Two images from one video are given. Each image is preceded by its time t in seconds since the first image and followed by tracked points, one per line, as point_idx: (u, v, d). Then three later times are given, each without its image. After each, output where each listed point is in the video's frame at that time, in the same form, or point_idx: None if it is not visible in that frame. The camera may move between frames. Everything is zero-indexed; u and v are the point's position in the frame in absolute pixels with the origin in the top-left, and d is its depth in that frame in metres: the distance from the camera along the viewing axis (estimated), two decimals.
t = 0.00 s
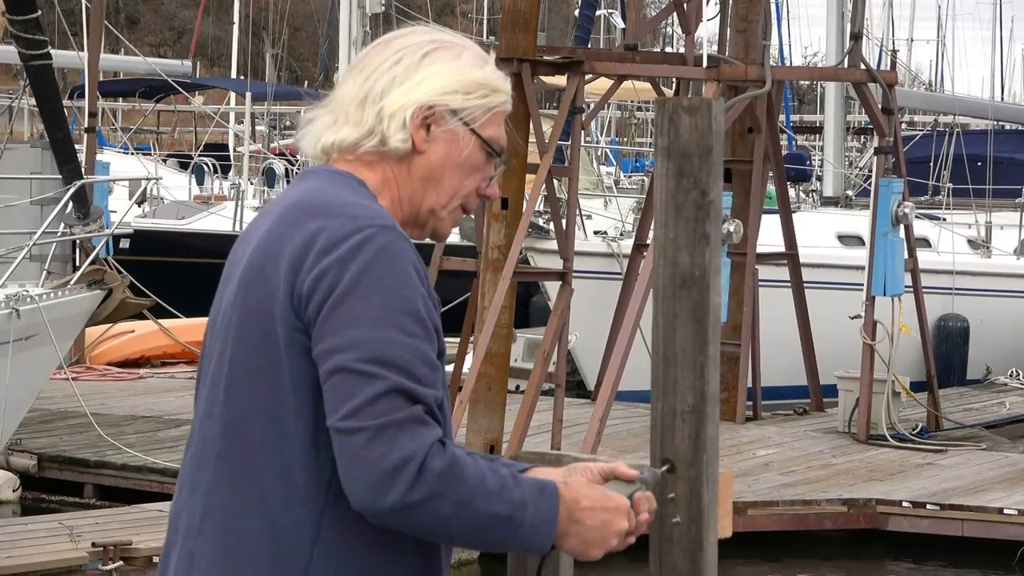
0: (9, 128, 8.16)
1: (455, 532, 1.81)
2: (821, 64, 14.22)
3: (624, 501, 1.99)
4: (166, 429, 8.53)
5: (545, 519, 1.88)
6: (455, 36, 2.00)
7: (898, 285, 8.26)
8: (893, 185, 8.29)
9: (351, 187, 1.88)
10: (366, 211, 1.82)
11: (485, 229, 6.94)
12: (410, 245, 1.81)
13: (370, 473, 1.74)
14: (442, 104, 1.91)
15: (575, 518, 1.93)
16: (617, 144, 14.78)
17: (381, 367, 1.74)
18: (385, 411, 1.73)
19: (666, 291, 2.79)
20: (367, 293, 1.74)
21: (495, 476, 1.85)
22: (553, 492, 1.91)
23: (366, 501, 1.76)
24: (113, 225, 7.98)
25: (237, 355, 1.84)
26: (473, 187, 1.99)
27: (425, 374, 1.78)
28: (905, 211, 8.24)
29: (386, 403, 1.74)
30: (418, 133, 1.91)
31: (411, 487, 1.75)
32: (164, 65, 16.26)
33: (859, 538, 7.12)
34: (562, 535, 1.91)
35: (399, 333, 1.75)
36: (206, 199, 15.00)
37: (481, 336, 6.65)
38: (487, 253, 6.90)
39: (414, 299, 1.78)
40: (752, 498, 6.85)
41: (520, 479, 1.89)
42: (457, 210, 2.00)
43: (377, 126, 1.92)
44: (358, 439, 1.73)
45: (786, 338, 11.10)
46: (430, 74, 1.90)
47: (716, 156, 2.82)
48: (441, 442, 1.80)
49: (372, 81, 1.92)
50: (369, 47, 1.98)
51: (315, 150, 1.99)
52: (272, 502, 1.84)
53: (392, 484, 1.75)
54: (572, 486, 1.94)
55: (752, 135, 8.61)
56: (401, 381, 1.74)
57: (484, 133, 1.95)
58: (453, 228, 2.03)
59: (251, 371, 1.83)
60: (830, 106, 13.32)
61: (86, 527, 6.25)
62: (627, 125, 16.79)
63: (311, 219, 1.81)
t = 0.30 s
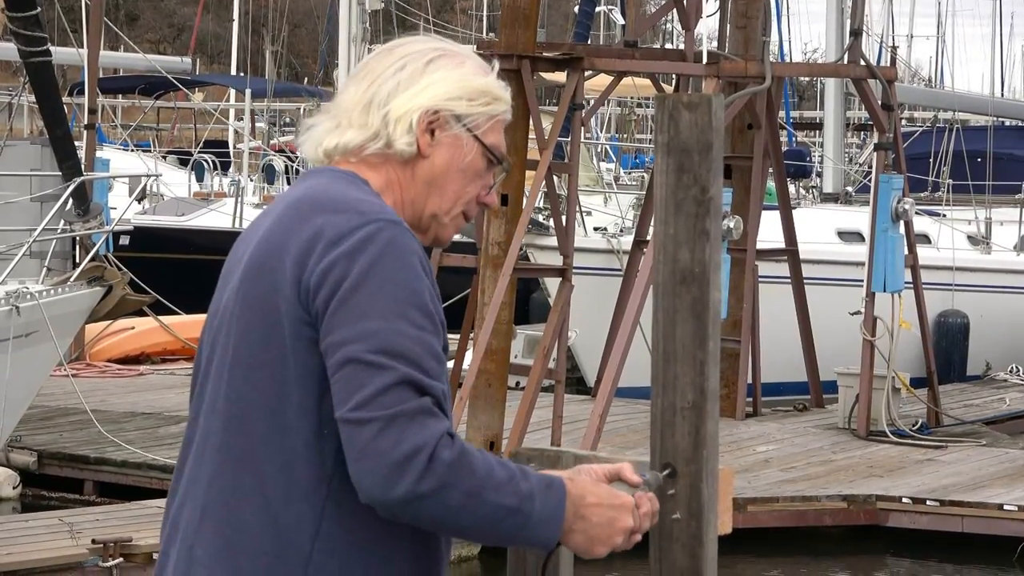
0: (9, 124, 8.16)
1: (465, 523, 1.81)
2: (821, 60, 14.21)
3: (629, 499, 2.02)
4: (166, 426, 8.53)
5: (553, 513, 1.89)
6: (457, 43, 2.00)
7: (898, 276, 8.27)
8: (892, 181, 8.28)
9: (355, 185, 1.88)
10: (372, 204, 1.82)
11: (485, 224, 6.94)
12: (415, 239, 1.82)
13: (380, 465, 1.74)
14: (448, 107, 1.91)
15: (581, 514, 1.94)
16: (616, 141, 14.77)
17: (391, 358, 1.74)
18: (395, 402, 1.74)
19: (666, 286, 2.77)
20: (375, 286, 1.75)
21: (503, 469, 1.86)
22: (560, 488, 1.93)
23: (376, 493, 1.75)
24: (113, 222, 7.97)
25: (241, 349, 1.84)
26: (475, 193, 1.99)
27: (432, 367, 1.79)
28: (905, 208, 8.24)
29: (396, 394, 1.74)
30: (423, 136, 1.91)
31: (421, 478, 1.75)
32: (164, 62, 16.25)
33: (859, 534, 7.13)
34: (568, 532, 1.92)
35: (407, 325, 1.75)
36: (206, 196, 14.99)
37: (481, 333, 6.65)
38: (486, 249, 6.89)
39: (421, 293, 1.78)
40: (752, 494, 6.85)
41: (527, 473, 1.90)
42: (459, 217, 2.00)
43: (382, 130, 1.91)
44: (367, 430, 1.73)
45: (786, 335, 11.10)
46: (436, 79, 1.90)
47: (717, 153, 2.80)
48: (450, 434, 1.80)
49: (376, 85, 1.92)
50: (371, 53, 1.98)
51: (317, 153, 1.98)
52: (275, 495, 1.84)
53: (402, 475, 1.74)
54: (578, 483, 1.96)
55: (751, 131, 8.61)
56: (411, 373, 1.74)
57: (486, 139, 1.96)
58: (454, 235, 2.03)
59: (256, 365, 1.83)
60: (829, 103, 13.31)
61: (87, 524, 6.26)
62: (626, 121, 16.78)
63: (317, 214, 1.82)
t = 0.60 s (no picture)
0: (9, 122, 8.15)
1: (471, 519, 1.81)
2: (821, 55, 14.19)
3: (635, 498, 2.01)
4: (167, 423, 8.53)
5: (559, 511, 1.89)
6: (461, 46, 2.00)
7: (900, 262, 8.27)
8: (892, 175, 8.29)
9: (360, 182, 1.88)
10: (376, 201, 1.82)
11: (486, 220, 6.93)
12: (421, 235, 1.82)
13: (386, 460, 1.74)
14: (455, 109, 1.90)
15: (587, 512, 1.93)
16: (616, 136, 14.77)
17: (397, 354, 1.74)
18: (402, 398, 1.74)
19: (667, 282, 2.76)
20: (382, 282, 1.75)
21: (509, 465, 1.86)
22: (566, 486, 1.92)
23: (382, 488, 1.75)
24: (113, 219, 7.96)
25: (247, 346, 1.83)
26: (481, 194, 1.99)
27: (438, 363, 1.79)
28: (906, 202, 8.24)
29: (403, 390, 1.74)
30: (430, 136, 1.91)
31: (428, 473, 1.75)
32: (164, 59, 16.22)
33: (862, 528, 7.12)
34: (574, 531, 1.92)
35: (414, 321, 1.75)
36: (206, 193, 14.99)
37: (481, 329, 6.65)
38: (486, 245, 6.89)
39: (427, 290, 1.78)
40: (753, 489, 6.84)
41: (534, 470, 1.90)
42: (465, 219, 1.99)
43: (389, 130, 1.91)
44: (375, 425, 1.73)
45: (787, 329, 11.09)
46: (442, 79, 1.90)
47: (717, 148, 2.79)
48: (456, 430, 1.80)
49: (382, 87, 1.92)
50: (376, 55, 1.98)
51: (321, 154, 1.97)
52: (280, 491, 1.84)
53: (408, 471, 1.74)
54: (585, 481, 1.96)
55: (752, 127, 8.61)
56: (417, 368, 1.74)
57: (492, 140, 1.95)
58: (460, 237, 2.02)
59: (260, 363, 1.82)
60: (829, 97, 13.30)
61: (88, 521, 6.26)
62: (626, 116, 16.77)
63: (322, 211, 1.82)
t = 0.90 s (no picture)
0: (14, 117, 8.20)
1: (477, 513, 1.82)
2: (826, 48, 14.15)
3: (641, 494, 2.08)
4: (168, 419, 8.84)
5: (566, 504, 1.92)
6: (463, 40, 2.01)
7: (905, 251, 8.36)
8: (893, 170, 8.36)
9: (367, 177, 1.89)
10: (383, 196, 1.83)
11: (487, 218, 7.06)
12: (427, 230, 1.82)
13: (393, 454, 1.75)
14: (457, 102, 1.92)
15: (594, 506, 1.98)
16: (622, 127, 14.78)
17: (404, 348, 1.74)
18: (411, 392, 1.74)
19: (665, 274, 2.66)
20: (388, 276, 1.75)
21: (516, 460, 1.87)
22: (572, 480, 1.95)
23: (390, 483, 1.77)
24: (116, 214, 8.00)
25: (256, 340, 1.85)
26: (484, 188, 1.99)
27: (445, 357, 1.79)
28: (906, 196, 8.30)
29: (411, 385, 1.74)
30: (434, 130, 1.91)
31: (435, 468, 1.76)
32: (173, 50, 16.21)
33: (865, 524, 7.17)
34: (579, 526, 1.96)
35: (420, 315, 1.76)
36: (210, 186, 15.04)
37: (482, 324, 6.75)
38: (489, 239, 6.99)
39: (434, 284, 1.79)
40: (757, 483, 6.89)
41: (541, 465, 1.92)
42: (469, 212, 1.99)
43: (394, 124, 1.92)
44: (382, 420, 1.75)
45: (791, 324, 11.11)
46: (444, 72, 1.91)
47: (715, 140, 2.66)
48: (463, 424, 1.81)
49: (386, 80, 1.94)
50: (380, 51, 2.00)
51: (329, 149, 2.00)
52: (288, 486, 1.85)
53: (417, 465, 1.76)
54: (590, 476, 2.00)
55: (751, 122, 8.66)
56: (425, 362, 1.75)
57: (496, 132, 1.96)
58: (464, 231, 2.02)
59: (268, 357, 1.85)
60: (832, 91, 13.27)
61: (90, 517, 6.50)
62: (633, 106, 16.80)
63: (329, 206, 1.83)
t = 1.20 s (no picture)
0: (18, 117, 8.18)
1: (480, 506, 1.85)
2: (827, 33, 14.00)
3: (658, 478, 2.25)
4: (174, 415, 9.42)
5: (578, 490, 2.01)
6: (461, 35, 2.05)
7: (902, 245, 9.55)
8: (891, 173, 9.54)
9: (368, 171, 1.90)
10: (385, 189, 1.84)
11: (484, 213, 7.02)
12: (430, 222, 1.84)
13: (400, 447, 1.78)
14: (458, 93, 1.94)
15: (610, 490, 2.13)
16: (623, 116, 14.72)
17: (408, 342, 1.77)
18: (414, 387, 1.77)
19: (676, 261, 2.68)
20: (391, 271, 1.77)
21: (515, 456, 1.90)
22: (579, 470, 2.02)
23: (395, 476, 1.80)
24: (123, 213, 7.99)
25: (263, 338, 1.87)
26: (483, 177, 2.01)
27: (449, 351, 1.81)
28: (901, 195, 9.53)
29: (414, 379, 1.77)
30: (435, 120, 1.94)
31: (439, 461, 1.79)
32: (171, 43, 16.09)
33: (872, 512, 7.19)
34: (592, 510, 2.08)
35: (425, 308, 1.78)
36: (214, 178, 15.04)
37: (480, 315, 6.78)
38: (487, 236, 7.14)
39: (437, 277, 1.80)
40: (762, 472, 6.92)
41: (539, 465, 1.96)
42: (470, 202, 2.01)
43: (395, 116, 1.94)
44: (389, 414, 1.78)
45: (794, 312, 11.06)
46: (442, 65, 1.94)
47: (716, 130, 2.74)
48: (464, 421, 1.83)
49: (389, 73, 1.97)
50: (379, 49, 2.03)
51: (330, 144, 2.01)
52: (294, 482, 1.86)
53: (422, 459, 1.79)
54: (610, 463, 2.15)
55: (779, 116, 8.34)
56: (428, 356, 1.77)
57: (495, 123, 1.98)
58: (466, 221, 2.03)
59: (274, 355, 1.86)
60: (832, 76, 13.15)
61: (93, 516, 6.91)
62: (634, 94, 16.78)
63: (332, 201, 1.83)
